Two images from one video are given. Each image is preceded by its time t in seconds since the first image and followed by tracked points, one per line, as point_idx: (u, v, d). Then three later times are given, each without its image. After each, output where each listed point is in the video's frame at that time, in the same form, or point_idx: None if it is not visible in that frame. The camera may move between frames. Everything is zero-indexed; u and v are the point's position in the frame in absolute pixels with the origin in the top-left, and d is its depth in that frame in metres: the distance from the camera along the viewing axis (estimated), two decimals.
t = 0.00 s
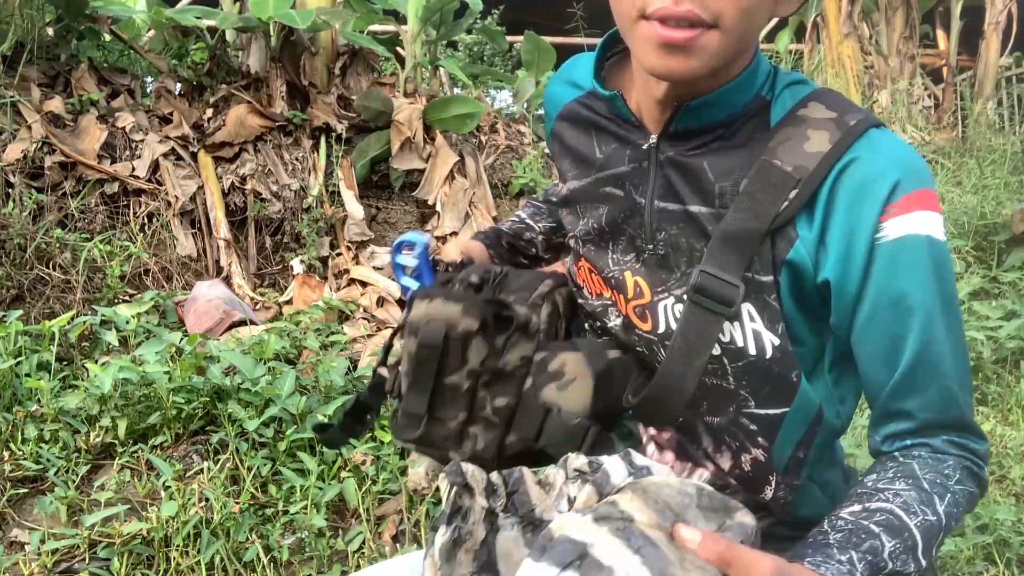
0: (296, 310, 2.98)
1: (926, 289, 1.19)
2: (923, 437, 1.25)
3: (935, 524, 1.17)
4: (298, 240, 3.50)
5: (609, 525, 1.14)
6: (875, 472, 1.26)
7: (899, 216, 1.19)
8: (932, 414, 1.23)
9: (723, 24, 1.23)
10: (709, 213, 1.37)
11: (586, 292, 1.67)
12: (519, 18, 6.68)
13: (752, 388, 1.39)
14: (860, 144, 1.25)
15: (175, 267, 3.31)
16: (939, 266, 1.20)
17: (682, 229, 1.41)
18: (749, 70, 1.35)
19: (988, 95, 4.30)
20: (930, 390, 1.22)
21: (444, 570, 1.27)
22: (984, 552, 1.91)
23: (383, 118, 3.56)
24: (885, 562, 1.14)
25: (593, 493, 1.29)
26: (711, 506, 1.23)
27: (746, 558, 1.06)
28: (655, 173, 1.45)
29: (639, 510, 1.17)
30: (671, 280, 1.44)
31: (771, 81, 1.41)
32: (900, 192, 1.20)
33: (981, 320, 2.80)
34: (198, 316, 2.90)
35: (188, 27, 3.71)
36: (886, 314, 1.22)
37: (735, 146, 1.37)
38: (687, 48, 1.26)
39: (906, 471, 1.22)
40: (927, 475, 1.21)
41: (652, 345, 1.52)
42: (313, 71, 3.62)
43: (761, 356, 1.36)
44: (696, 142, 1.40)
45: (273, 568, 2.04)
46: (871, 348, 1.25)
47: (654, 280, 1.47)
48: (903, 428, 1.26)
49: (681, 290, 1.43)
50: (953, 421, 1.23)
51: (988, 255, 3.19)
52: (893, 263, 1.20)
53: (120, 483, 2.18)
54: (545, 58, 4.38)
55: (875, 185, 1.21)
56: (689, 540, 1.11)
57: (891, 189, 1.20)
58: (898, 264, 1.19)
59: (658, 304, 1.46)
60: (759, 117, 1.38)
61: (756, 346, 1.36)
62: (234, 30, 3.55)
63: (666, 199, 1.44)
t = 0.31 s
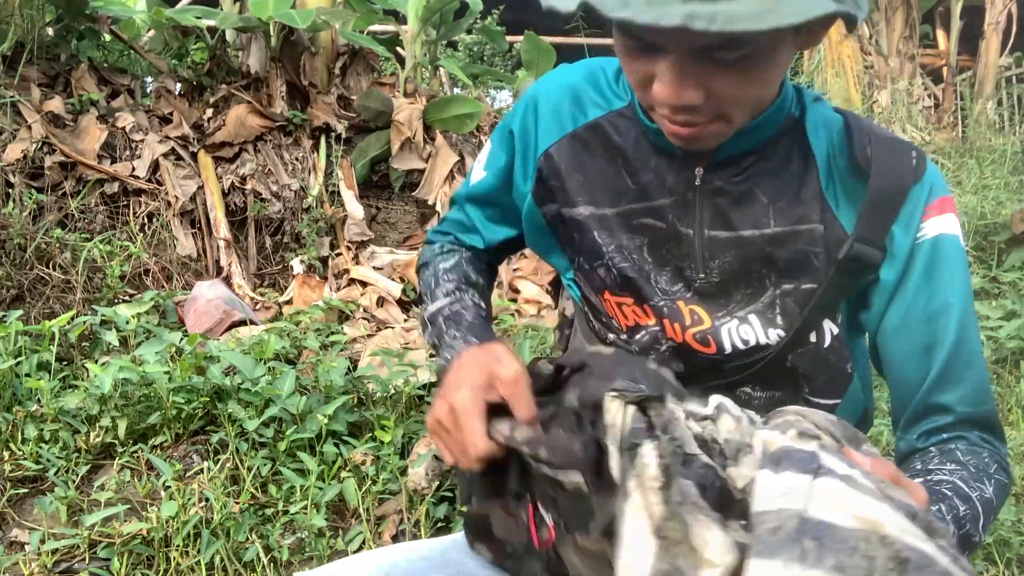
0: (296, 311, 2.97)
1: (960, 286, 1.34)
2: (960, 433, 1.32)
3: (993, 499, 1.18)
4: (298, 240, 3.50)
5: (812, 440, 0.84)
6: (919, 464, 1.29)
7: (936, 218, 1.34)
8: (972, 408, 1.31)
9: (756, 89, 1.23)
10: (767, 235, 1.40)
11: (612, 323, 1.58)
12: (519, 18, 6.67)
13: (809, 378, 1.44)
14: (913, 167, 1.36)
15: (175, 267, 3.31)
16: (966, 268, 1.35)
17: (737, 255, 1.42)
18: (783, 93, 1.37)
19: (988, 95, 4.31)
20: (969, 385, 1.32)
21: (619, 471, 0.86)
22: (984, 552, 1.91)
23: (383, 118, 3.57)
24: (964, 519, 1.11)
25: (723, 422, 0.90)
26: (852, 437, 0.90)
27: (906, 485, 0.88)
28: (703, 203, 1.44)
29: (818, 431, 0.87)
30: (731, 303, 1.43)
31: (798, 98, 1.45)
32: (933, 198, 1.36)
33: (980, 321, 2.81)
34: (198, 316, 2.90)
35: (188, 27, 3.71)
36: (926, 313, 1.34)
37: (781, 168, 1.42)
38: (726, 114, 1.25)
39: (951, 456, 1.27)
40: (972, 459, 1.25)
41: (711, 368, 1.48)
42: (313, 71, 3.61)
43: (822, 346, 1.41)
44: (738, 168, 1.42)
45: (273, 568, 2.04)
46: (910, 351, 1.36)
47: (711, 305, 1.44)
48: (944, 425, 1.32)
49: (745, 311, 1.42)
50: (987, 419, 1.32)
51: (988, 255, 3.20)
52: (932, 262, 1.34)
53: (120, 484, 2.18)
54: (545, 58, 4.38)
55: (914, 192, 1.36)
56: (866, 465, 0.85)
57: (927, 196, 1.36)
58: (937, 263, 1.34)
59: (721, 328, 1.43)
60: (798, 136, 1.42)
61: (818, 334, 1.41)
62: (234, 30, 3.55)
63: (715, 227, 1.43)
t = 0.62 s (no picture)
0: (296, 310, 2.97)
1: (933, 283, 1.36)
2: (920, 437, 1.29)
3: (941, 512, 1.16)
4: (298, 240, 3.50)
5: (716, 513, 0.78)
6: (873, 471, 1.26)
7: (916, 216, 1.39)
8: (933, 407, 1.29)
9: (754, 105, 1.29)
10: (758, 238, 1.46)
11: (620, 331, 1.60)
12: (519, 18, 6.66)
13: (807, 377, 1.45)
14: (894, 165, 1.41)
15: (174, 267, 3.31)
16: (942, 269, 1.38)
17: (730, 258, 1.48)
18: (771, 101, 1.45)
19: (989, 95, 4.26)
20: (931, 381, 1.31)
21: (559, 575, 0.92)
22: (983, 552, 1.92)
23: (383, 118, 3.57)
24: (902, 532, 1.10)
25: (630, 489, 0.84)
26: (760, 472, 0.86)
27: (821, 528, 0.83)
28: (696, 211, 1.51)
29: (724, 492, 0.81)
30: (725, 306, 1.48)
31: (787, 104, 1.53)
32: (915, 198, 1.41)
33: (980, 320, 2.81)
34: (198, 316, 2.90)
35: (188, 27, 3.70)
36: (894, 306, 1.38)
37: (773, 172, 1.48)
38: (727, 130, 1.31)
39: (905, 465, 1.24)
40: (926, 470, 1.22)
41: (715, 373, 1.51)
42: (313, 71, 3.62)
43: (817, 345, 1.43)
44: (733, 172, 1.48)
45: (273, 568, 2.04)
46: (877, 346, 1.38)
47: (706, 308, 1.50)
48: (902, 421, 1.30)
49: (738, 312, 1.47)
50: (947, 420, 1.28)
51: (988, 254, 3.21)
52: (909, 260, 1.38)
53: (120, 483, 2.18)
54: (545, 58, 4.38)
55: (893, 190, 1.41)
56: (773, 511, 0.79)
57: (909, 194, 1.40)
58: (910, 259, 1.38)
59: (715, 331, 1.48)
60: (787, 139, 1.49)
61: (813, 335, 1.43)
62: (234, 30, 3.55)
63: (708, 231, 1.50)
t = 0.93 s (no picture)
0: (296, 310, 2.97)
1: (936, 300, 1.34)
2: (900, 454, 1.30)
3: (902, 555, 1.22)
4: (298, 240, 3.50)
5: None
6: (843, 501, 1.31)
7: (931, 231, 1.36)
8: (916, 425, 1.29)
9: (786, 103, 1.30)
10: (775, 242, 1.45)
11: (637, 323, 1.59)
12: (519, 19, 6.67)
13: (816, 386, 1.46)
14: (911, 178, 1.39)
15: (175, 267, 3.31)
16: (948, 288, 1.36)
17: (747, 261, 1.47)
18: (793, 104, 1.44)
19: (988, 95, 4.30)
20: (920, 398, 1.30)
21: None
22: (983, 552, 1.92)
23: (383, 118, 3.57)
24: None
25: None
26: (699, 556, 1.10)
27: None
28: (715, 212, 1.49)
29: None
30: (738, 308, 1.48)
31: (809, 111, 1.52)
32: (933, 211, 1.38)
33: (980, 320, 2.81)
34: (198, 316, 2.90)
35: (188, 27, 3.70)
36: (896, 320, 1.36)
37: (795, 174, 1.46)
38: (759, 127, 1.31)
39: (875, 500, 1.27)
40: (895, 506, 1.26)
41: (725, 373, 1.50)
42: (313, 71, 3.62)
43: (826, 354, 1.44)
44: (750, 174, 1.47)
45: (273, 568, 2.05)
46: (871, 358, 1.36)
47: (719, 310, 1.49)
48: (884, 436, 1.31)
49: (749, 317, 1.46)
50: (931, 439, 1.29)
51: (988, 254, 3.21)
52: (916, 273, 1.36)
53: (120, 484, 2.18)
54: (545, 58, 4.38)
55: (908, 204, 1.38)
56: None
57: (925, 208, 1.38)
58: (919, 274, 1.35)
59: (727, 333, 1.47)
60: (808, 142, 1.47)
61: (823, 344, 1.44)
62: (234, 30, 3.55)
63: (725, 233, 1.48)
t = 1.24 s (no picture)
0: (297, 311, 2.96)
1: (958, 300, 1.24)
2: (918, 458, 1.21)
3: (921, 563, 1.14)
4: (298, 240, 3.50)
5: None
6: (858, 505, 1.23)
7: (952, 229, 1.26)
8: (935, 428, 1.20)
9: (780, 108, 1.25)
10: (783, 238, 1.39)
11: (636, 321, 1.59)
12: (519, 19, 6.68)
13: (825, 386, 1.39)
14: (929, 175, 1.28)
15: (175, 266, 3.30)
16: (970, 285, 1.25)
17: (753, 258, 1.41)
18: (805, 100, 1.36)
19: (988, 95, 4.30)
20: (939, 399, 1.21)
21: None
22: (983, 552, 1.92)
23: (383, 118, 3.57)
24: None
25: None
26: (725, 567, 1.10)
27: None
28: (723, 208, 1.45)
29: None
30: (744, 306, 1.42)
31: (825, 105, 1.43)
32: (954, 207, 1.28)
33: (980, 320, 2.82)
34: (198, 316, 2.90)
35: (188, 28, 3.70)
36: (914, 320, 1.26)
37: (807, 169, 1.39)
38: (752, 133, 1.27)
39: (892, 505, 1.19)
40: (913, 511, 1.17)
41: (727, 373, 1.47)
42: (313, 71, 3.61)
43: (836, 355, 1.36)
44: (760, 170, 1.41)
45: (273, 568, 2.05)
46: (889, 359, 1.27)
47: (725, 307, 1.44)
48: (901, 439, 1.22)
49: (755, 313, 1.41)
50: (948, 441, 1.20)
51: (988, 255, 3.21)
52: (936, 272, 1.26)
53: (120, 483, 2.18)
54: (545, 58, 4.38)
55: (925, 200, 1.28)
56: None
57: (947, 204, 1.28)
58: (937, 272, 1.25)
59: (733, 331, 1.42)
60: (820, 138, 1.40)
61: (832, 345, 1.36)
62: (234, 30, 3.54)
63: (732, 229, 1.44)
